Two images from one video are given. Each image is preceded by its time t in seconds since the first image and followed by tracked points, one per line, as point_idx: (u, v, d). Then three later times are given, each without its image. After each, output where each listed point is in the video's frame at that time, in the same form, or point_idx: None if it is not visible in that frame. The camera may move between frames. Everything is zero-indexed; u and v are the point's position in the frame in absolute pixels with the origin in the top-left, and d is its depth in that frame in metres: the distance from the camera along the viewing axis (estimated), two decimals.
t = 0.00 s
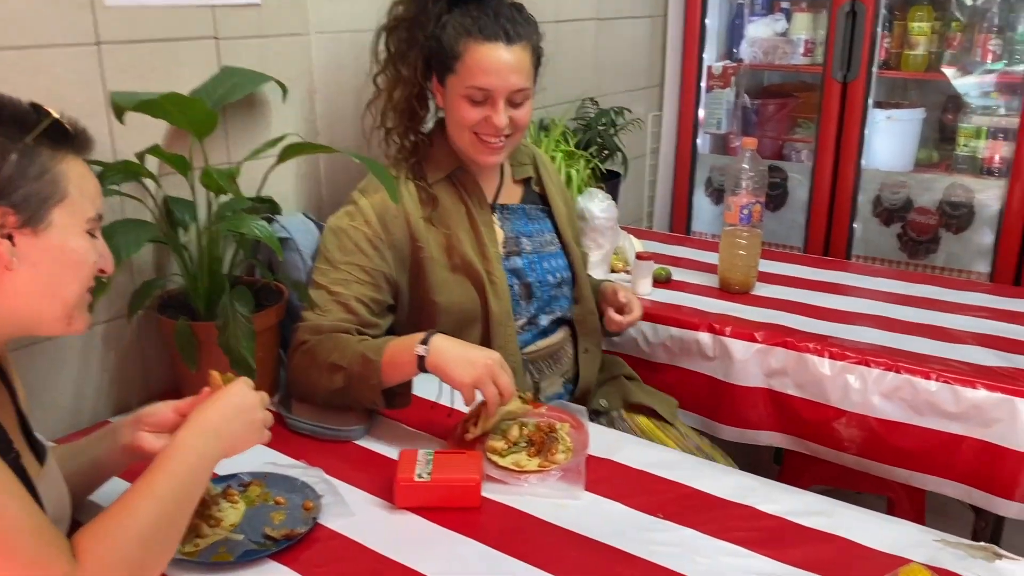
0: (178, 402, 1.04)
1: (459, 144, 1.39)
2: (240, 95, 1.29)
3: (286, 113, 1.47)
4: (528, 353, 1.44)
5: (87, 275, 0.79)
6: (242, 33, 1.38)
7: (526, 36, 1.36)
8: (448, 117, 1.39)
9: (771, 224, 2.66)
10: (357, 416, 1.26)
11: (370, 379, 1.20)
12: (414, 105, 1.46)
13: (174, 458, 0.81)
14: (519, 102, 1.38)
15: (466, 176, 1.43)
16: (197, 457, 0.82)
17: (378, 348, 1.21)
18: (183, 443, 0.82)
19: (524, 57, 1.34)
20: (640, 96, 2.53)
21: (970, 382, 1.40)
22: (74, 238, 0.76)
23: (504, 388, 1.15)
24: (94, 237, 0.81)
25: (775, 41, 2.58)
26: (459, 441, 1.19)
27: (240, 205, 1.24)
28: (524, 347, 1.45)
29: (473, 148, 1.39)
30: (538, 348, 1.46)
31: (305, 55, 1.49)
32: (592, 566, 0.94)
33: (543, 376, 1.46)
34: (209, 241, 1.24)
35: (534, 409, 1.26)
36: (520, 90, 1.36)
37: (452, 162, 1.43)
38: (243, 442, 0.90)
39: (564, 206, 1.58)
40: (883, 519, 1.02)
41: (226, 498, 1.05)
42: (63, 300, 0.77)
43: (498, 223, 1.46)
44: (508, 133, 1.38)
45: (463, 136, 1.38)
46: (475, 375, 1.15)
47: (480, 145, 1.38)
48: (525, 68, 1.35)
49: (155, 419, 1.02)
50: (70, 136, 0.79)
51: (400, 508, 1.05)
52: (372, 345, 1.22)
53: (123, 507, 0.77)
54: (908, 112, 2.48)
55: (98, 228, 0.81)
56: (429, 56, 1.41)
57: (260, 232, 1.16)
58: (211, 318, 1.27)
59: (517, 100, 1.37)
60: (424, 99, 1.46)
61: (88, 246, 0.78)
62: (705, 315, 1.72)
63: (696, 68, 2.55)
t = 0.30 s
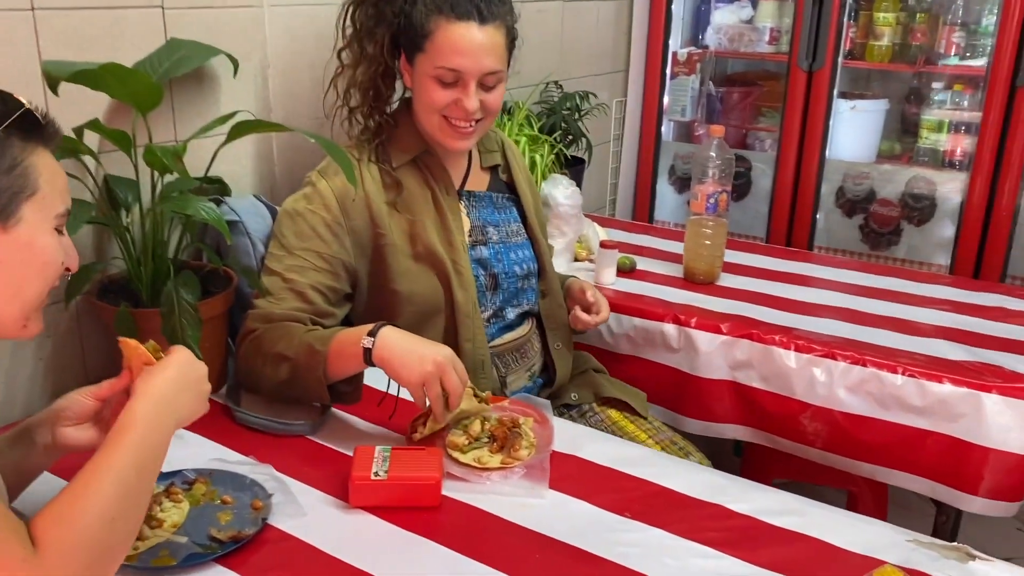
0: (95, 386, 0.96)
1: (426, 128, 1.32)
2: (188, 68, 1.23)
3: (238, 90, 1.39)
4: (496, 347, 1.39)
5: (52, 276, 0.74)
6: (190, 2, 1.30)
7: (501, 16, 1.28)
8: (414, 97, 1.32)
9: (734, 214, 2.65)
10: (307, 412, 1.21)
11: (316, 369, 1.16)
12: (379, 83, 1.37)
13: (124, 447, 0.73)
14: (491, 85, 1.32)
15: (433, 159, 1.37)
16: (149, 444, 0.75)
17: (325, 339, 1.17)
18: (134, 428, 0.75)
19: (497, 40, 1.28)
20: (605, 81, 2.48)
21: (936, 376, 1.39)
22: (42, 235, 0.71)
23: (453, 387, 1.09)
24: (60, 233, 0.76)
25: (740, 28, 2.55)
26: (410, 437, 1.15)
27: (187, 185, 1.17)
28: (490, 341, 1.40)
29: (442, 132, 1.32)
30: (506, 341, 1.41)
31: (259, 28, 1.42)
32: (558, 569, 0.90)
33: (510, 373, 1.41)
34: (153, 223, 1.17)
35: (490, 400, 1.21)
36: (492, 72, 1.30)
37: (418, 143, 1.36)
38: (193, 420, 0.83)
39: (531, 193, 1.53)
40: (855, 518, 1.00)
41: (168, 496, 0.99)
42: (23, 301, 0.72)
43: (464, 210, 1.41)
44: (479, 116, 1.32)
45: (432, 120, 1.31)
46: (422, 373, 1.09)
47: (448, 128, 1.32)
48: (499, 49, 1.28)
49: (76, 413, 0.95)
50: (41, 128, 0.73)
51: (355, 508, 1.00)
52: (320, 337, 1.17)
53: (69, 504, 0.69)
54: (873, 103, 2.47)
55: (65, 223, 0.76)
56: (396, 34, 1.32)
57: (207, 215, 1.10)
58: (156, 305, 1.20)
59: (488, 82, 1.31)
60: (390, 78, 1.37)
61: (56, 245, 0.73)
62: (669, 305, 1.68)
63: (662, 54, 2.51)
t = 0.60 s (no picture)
0: None
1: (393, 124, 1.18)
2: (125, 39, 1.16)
3: (179, 66, 1.32)
4: (448, 346, 1.30)
5: (14, 287, 0.66)
6: None
7: (483, 16, 1.13)
8: (382, 88, 1.18)
9: (687, 208, 2.63)
10: (247, 409, 1.14)
11: (259, 373, 1.10)
12: (346, 64, 1.24)
13: (81, 451, 0.66)
14: (464, 87, 1.16)
15: (395, 150, 1.26)
16: (110, 446, 0.68)
17: (270, 341, 1.11)
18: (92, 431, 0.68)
19: (475, 42, 1.12)
20: (560, 71, 2.44)
21: (893, 372, 1.38)
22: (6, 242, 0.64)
23: (406, 399, 1.07)
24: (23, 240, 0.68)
25: (696, 21, 2.53)
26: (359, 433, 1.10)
27: (122, 163, 1.09)
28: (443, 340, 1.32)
29: (407, 131, 1.17)
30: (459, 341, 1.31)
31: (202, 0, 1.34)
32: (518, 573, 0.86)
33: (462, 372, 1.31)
34: (84, 204, 1.09)
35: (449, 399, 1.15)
36: (468, 75, 1.14)
37: (379, 132, 1.24)
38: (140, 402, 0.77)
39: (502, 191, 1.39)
40: (820, 517, 0.97)
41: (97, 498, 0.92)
42: None
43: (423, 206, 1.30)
44: (448, 120, 1.17)
45: (398, 117, 1.16)
46: (375, 388, 1.06)
47: (414, 128, 1.17)
48: (477, 53, 1.13)
49: None
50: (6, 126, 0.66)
51: (301, 509, 0.94)
52: (265, 338, 1.12)
53: (13, 520, 0.62)
54: (827, 99, 2.47)
55: (24, 229, 0.69)
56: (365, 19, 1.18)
57: (144, 197, 1.02)
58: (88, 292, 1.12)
59: (463, 86, 1.16)
60: (359, 62, 1.23)
61: (20, 253, 0.66)
62: (626, 299, 1.65)
63: (618, 45, 2.48)
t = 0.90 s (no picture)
0: None
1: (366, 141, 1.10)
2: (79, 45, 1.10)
3: (140, 73, 1.26)
4: (416, 374, 1.23)
5: None
6: None
7: (459, 26, 1.03)
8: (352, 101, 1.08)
9: (675, 221, 2.58)
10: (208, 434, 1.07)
11: (218, 398, 1.04)
12: (314, 77, 1.16)
13: (48, 478, 0.60)
14: (440, 103, 1.06)
15: (362, 164, 1.18)
16: (76, 480, 0.62)
17: (232, 362, 1.06)
18: (48, 469, 0.61)
19: (453, 56, 1.03)
20: (545, 81, 2.40)
21: (886, 392, 1.33)
22: None
23: (374, 421, 1.01)
24: None
25: (683, 30, 2.49)
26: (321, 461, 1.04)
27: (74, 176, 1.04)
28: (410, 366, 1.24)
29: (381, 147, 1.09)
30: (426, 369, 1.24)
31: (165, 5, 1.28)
32: None
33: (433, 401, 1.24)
34: (33, 218, 1.03)
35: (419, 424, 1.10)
36: (444, 91, 1.04)
37: (346, 143, 1.17)
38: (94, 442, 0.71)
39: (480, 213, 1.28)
40: (809, 549, 0.92)
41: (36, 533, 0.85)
42: None
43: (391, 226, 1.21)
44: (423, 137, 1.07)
45: (371, 133, 1.08)
46: (340, 409, 1.00)
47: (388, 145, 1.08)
48: (454, 66, 1.04)
49: None
50: None
51: (256, 543, 0.88)
52: (226, 358, 1.06)
53: None
54: (815, 110, 2.45)
55: None
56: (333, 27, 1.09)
57: (92, 210, 0.96)
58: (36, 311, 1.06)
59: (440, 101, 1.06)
60: (327, 76, 1.15)
61: None
62: (610, 315, 1.60)
63: (604, 54, 2.43)
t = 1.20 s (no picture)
0: None
1: (379, 176, 1.06)
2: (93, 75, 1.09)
3: (157, 102, 1.24)
4: (424, 414, 1.23)
5: None
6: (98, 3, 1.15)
7: (469, 52, 0.99)
8: (362, 137, 1.04)
9: (727, 242, 2.49)
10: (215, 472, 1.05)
11: (222, 437, 1.02)
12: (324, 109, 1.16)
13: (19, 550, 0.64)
14: (451, 134, 1.02)
15: (373, 196, 1.17)
16: (48, 550, 0.65)
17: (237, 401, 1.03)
18: (25, 541, 0.65)
19: (464, 84, 0.99)
20: (588, 100, 2.34)
21: (942, 433, 1.23)
22: None
23: (378, 463, 0.96)
24: None
25: (734, 44, 2.41)
26: (327, 510, 0.98)
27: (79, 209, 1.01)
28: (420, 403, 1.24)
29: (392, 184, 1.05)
30: (436, 405, 1.24)
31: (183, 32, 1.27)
32: None
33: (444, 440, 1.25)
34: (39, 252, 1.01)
35: (429, 467, 1.04)
36: (455, 122, 1.00)
37: (357, 175, 1.16)
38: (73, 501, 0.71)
39: (501, 246, 1.26)
40: None
41: None
42: None
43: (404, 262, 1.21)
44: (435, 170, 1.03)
45: (382, 167, 1.04)
46: (341, 447, 0.96)
47: (400, 181, 1.05)
48: (464, 95, 0.99)
49: None
50: None
51: None
52: (232, 397, 1.03)
53: None
54: (875, 124, 2.33)
55: None
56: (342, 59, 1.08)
57: (92, 247, 0.93)
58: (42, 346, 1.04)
59: (450, 132, 1.02)
60: (337, 107, 1.15)
61: None
62: (646, 345, 1.52)
63: (650, 70, 2.35)
